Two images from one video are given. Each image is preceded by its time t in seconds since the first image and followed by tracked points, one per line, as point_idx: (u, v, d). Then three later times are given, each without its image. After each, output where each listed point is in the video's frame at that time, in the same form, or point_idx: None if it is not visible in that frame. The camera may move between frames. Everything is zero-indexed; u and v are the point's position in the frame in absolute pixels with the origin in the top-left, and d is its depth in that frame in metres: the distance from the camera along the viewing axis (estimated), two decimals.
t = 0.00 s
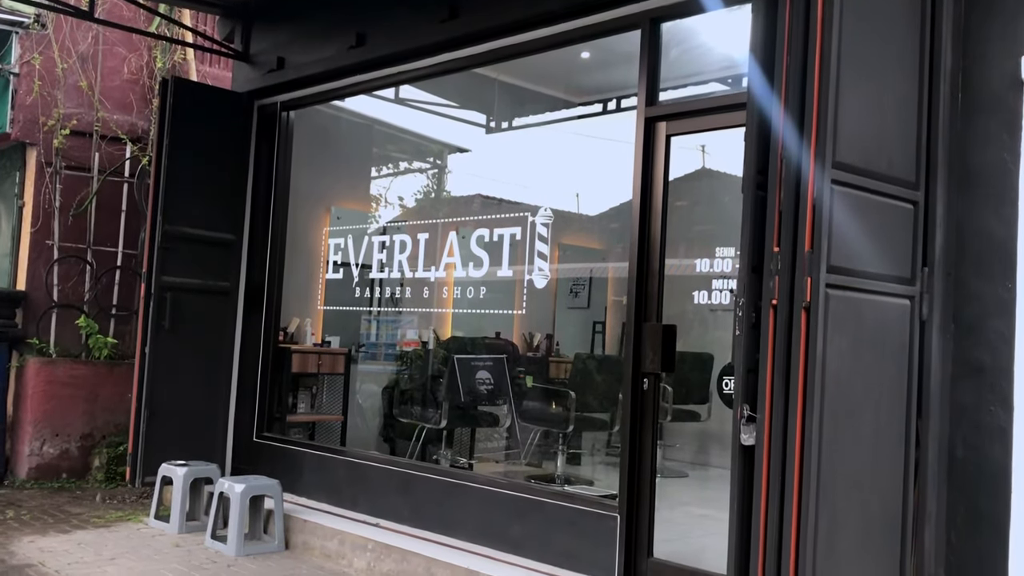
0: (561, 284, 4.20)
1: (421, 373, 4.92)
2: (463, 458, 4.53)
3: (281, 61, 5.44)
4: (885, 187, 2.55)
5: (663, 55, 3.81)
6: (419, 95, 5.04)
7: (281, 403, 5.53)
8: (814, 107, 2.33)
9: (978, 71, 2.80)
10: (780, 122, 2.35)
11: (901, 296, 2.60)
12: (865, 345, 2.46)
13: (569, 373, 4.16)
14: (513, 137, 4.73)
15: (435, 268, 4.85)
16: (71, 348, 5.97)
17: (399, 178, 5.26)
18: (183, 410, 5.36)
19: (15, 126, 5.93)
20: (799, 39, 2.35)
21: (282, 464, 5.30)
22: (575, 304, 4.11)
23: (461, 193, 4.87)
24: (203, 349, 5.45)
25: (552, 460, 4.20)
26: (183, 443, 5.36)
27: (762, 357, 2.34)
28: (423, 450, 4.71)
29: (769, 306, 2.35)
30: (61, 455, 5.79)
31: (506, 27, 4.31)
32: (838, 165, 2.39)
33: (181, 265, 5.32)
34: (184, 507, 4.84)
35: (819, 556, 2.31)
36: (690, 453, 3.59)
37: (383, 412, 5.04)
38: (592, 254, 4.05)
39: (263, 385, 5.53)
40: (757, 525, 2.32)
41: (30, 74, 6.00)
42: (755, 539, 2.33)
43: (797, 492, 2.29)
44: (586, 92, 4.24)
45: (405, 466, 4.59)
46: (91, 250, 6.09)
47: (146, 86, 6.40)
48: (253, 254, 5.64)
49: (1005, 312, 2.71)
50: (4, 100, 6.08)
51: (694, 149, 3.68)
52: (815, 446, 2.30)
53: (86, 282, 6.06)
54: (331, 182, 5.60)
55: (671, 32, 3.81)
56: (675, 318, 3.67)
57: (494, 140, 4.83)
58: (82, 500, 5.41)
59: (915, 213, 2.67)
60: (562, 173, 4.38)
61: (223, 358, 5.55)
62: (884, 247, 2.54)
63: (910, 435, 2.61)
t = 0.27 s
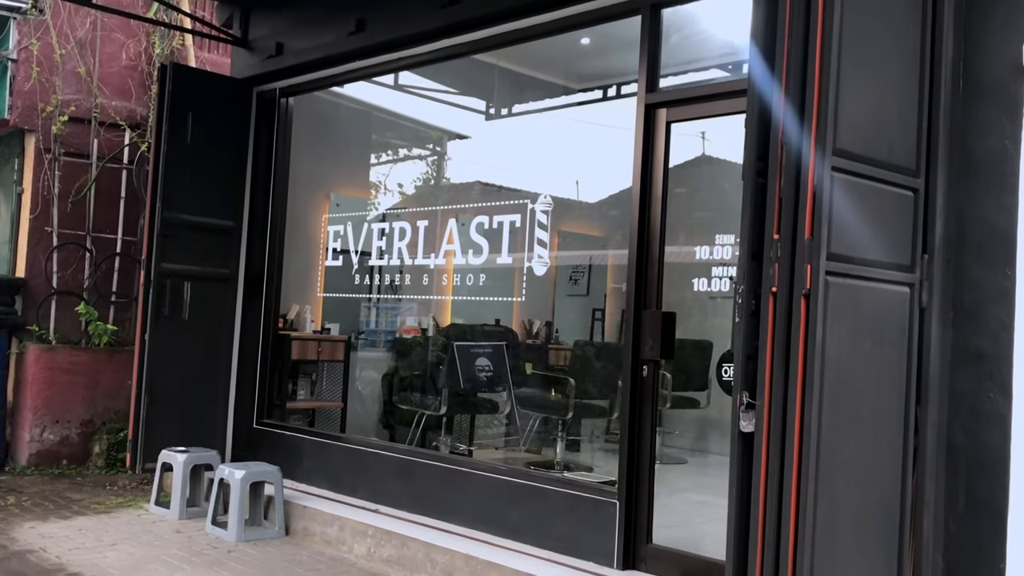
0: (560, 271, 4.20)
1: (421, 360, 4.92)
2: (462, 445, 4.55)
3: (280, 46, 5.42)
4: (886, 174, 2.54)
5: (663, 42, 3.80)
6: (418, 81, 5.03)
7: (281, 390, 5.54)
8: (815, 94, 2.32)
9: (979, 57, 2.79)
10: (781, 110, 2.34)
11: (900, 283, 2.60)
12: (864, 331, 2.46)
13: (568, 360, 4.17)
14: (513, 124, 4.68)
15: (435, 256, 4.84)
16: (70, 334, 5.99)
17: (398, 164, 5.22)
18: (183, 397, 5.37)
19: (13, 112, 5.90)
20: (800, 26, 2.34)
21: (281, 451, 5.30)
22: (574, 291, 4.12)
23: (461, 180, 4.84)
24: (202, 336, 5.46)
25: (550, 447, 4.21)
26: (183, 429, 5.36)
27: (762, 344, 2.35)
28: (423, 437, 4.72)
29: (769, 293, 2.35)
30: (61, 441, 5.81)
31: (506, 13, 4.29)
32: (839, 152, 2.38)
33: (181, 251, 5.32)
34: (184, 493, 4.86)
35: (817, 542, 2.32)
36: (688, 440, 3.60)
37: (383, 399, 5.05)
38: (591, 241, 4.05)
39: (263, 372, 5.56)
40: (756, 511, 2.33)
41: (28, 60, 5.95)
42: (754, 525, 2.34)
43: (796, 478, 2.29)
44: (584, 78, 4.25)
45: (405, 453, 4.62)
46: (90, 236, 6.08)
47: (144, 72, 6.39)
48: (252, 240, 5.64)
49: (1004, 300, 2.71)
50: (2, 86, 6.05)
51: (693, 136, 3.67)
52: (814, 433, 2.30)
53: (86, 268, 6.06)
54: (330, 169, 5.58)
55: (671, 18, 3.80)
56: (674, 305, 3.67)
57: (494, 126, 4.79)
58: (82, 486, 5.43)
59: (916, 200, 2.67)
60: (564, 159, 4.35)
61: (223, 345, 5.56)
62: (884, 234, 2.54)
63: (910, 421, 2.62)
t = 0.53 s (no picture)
0: (559, 260, 4.20)
1: (420, 349, 4.92)
2: (462, 433, 4.54)
3: (279, 34, 5.39)
4: (885, 163, 2.54)
5: (662, 30, 3.78)
6: (417, 69, 5.01)
7: (281, 377, 5.56)
8: (815, 83, 2.32)
9: (979, 45, 2.78)
10: (781, 99, 2.34)
11: (900, 271, 2.61)
12: (863, 320, 2.47)
13: (567, 349, 4.18)
14: (512, 113, 4.72)
15: (435, 245, 4.83)
16: (69, 323, 6.00)
17: (398, 153, 5.24)
18: (183, 386, 5.38)
19: (11, 100, 5.89)
20: (800, 15, 2.33)
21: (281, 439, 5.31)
22: (573, 281, 4.12)
23: (461, 169, 4.86)
24: (202, 324, 5.46)
25: (549, 435, 4.23)
26: (183, 418, 5.38)
27: (761, 333, 2.35)
28: (422, 425, 4.71)
29: (769, 282, 2.35)
30: (61, 429, 5.82)
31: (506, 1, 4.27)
32: (839, 141, 2.38)
33: (179, 240, 5.31)
34: (184, 482, 4.87)
35: (816, 530, 2.33)
36: (687, 428, 3.63)
37: (383, 387, 5.05)
38: (590, 230, 4.05)
39: (263, 360, 5.57)
40: (755, 499, 2.34)
41: (26, 47, 5.93)
42: (752, 512, 2.36)
43: (794, 466, 2.30)
44: (582, 67, 4.29)
45: (405, 441, 4.62)
46: (89, 225, 6.08)
47: (143, 60, 6.36)
48: (251, 231, 5.64)
49: (1002, 289, 2.72)
50: None
51: (693, 124, 3.67)
52: (813, 422, 2.31)
53: (85, 257, 6.05)
54: (330, 158, 5.61)
55: (671, 6, 3.78)
56: (674, 294, 3.68)
57: (494, 115, 4.82)
58: (82, 474, 5.44)
59: (915, 189, 2.68)
60: (563, 148, 4.36)
61: (223, 334, 5.56)
62: (883, 223, 2.54)
63: (908, 410, 2.63)
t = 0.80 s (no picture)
0: (557, 251, 4.20)
1: (418, 339, 4.92)
2: (460, 423, 4.56)
3: (277, 24, 5.37)
4: (884, 153, 2.54)
5: (661, 20, 3.78)
6: (415, 58, 5.00)
7: (280, 368, 5.57)
8: (814, 73, 2.32)
9: (978, 35, 2.78)
10: (779, 90, 2.35)
11: (898, 262, 2.61)
12: (861, 310, 2.47)
13: (565, 340, 4.19)
14: (512, 103, 4.69)
15: (433, 235, 4.84)
16: (68, 312, 5.99)
17: (396, 143, 5.23)
18: (182, 376, 5.38)
19: (8, 89, 5.85)
20: (800, 4, 2.33)
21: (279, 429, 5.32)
22: (571, 271, 4.12)
23: (460, 159, 4.84)
24: (200, 314, 5.45)
25: (547, 426, 4.24)
26: (182, 407, 5.38)
27: (759, 322, 2.37)
28: (420, 415, 4.73)
29: (767, 272, 2.36)
30: (60, 419, 5.82)
31: None
32: (838, 131, 2.38)
33: (177, 229, 5.29)
34: (183, 471, 4.88)
35: (813, 519, 2.34)
36: (685, 419, 3.63)
37: (381, 377, 5.05)
38: (588, 220, 4.06)
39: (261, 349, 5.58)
40: (752, 487, 2.36)
41: (23, 37, 5.90)
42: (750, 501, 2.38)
43: (791, 455, 2.32)
44: (582, 57, 4.28)
45: (404, 431, 4.64)
46: (87, 215, 6.07)
47: (141, 50, 6.32)
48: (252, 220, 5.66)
49: (1000, 279, 2.72)
50: None
51: (692, 114, 3.66)
52: (811, 411, 2.32)
53: (84, 247, 6.05)
54: (328, 149, 5.58)
55: None
56: (672, 285, 3.68)
57: (491, 105, 4.81)
58: (81, 464, 5.46)
59: (913, 179, 2.68)
60: (561, 139, 4.36)
61: (222, 324, 5.56)
62: (882, 213, 2.55)
63: (906, 400, 2.64)
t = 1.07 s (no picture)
0: (555, 241, 4.21)
1: (417, 329, 4.93)
2: (459, 413, 4.56)
3: (274, 13, 5.34)
4: (882, 142, 2.54)
5: (660, 9, 3.76)
6: (413, 49, 5.01)
7: (278, 357, 5.58)
8: (812, 63, 2.32)
9: (978, 24, 2.77)
10: (778, 80, 2.35)
11: (896, 252, 2.62)
12: (859, 298, 2.48)
13: (563, 329, 4.19)
14: (510, 93, 4.68)
15: (431, 225, 4.83)
16: (67, 303, 6.01)
17: (393, 133, 5.23)
18: (181, 366, 5.39)
19: (5, 80, 5.84)
20: None
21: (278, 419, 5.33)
22: (569, 261, 4.13)
23: (457, 149, 4.83)
24: (199, 304, 5.46)
25: (546, 415, 4.25)
26: (181, 397, 5.39)
27: (757, 312, 2.37)
28: (419, 405, 4.74)
29: (765, 262, 2.37)
30: (59, 410, 5.83)
31: None
32: (836, 120, 2.38)
33: (175, 219, 5.29)
34: (181, 461, 4.89)
35: (810, 508, 2.35)
36: (683, 408, 3.66)
37: (380, 367, 5.06)
38: (586, 210, 4.05)
39: (260, 339, 5.56)
40: (750, 475, 2.37)
41: (20, 26, 5.89)
42: (747, 489, 2.39)
43: (789, 443, 2.33)
44: (579, 47, 4.31)
45: (402, 421, 4.64)
46: (85, 205, 6.06)
47: (138, 40, 6.28)
48: (246, 210, 5.63)
49: (998, 268, 2.72)
50: None
51: (690, 105, 3.66)
52: (808, 400, 2.32)
53: (82, 237, 6.04)
54: (326, 138, 5.58)
55: None
56: (670, 274, 3.68)
57: (489, 95, 4.80)
58: (80, 454, 5.47)
59: (911, 168, 2.68)
60: (558, 129, 4.36)
61: (220, 314, 5.57)
62: (880, 202, 2.55)
63: (903, 388, 2.64)
